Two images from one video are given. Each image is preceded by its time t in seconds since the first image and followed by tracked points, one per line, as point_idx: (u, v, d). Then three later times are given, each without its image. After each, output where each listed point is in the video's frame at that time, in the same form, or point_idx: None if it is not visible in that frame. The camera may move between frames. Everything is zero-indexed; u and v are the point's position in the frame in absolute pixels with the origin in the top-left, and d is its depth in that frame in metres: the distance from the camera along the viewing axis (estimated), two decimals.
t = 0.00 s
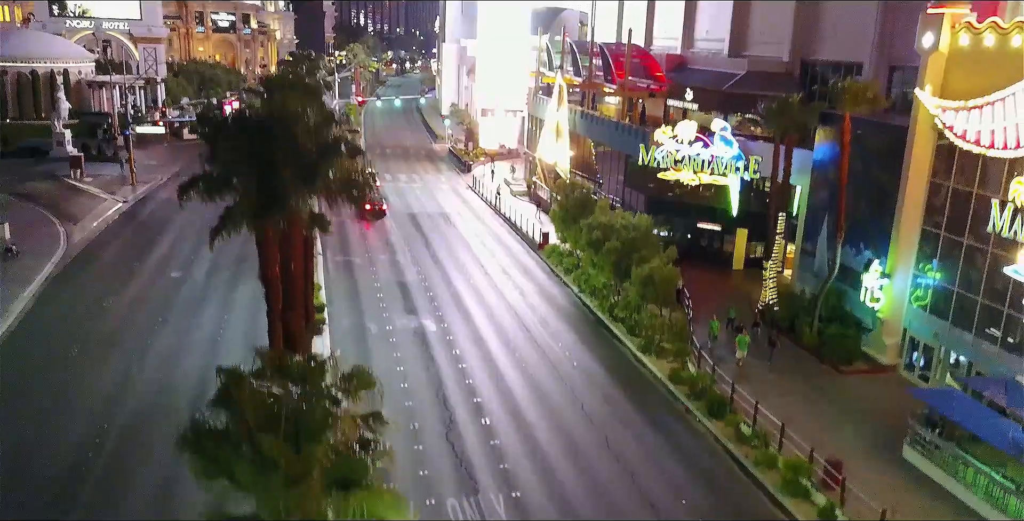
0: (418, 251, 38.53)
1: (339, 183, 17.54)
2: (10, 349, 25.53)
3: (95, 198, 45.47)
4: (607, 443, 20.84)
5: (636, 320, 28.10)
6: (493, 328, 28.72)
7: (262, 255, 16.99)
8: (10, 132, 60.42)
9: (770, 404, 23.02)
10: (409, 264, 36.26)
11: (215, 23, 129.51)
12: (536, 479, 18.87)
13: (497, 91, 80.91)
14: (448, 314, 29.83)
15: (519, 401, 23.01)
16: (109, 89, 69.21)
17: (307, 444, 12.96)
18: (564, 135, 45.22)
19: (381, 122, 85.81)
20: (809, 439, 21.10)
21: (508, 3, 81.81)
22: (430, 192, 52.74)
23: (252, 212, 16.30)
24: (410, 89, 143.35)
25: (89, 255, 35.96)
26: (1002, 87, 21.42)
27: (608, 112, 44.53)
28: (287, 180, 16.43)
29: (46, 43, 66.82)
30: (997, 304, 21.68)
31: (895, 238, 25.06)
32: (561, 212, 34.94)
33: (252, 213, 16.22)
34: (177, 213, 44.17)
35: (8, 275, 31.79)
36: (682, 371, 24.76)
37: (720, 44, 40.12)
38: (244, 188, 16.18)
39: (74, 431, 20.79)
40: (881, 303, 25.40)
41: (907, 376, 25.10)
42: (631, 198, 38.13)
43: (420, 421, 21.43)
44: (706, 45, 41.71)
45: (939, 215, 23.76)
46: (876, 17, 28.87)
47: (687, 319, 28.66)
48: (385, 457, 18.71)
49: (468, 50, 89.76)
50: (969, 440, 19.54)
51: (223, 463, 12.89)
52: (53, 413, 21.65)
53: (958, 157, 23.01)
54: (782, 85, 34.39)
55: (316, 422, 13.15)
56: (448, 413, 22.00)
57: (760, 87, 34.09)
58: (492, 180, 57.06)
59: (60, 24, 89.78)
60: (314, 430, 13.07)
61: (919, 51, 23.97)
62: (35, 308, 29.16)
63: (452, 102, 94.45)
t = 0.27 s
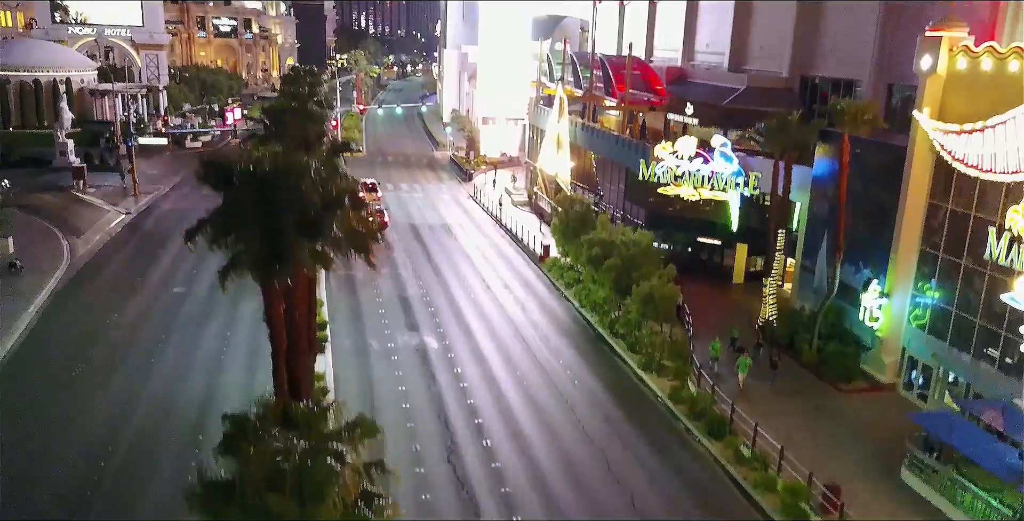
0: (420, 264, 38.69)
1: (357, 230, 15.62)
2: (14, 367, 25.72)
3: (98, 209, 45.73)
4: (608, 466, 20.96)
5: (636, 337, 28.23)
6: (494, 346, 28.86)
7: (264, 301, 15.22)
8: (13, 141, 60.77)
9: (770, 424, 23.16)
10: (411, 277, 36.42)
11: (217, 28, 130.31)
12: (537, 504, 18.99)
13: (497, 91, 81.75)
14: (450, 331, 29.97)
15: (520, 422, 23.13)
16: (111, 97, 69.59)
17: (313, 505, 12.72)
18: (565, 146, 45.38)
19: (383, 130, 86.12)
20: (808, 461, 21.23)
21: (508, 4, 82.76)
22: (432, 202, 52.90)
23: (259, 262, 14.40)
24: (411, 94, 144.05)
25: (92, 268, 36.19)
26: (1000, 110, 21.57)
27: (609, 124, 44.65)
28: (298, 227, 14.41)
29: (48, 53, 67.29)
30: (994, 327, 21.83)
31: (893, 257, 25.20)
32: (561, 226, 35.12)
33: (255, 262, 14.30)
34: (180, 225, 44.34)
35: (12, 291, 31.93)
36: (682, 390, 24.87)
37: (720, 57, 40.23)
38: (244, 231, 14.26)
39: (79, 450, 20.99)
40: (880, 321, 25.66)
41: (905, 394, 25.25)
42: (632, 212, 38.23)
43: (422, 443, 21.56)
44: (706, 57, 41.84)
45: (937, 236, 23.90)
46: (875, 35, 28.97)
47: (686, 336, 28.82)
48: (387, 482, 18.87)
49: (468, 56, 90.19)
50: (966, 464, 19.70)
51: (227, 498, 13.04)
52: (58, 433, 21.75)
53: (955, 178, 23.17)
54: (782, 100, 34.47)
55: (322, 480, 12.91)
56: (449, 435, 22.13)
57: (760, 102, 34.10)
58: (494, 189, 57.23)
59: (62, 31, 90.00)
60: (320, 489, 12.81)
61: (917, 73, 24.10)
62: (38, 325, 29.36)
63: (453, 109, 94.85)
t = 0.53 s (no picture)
0: (421, 277, 38.78)
1: (359, 277, 15.47)
2: (19, 387, 25.89)
3: (101, 221, 45.91)
4: (608, 488, 21.10)
5: (635, 355, 28.33)
6: (495, 363, 28.98)
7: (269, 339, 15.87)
8: (15, 150, 60.94)
9: (769, 445, 23.29)
10: (412, 291, 36.51)
11: (218, 33, 130.51)
12: None
13: (497, 91, 81.86)
14: (450, 348, 30.08)
15: (521, 443, 23.27)
16: (113, 106, 69.83)
17: None
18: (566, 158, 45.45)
19: (385, 137, 86.27)
20: (807, 483, 21.36)
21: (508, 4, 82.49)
22: (434, 212, 53.00)
23: (263, 300, 14.42)
24: (413, 98, 144.38)
25: (95, 283, 36.36)
26: (996, 135, 21.71)
27: (610, 136, 44.71)
28: (300, 276, 14.49)
29: (49, 61, 67.30)
30: (992, 349, 21.98)
31: (891, 277, 25.36)
32: (562, 241, 35.26)
33: (261, 303, 14.38)
34: (182, 238, 44.44)
35: (15, 308, 32.05)
36: (682, 410, 24.99)
37: (720, 70, 40.33)
38: (246, 272, 14.35)
39: (83, 470, 21.12)
40: (878, 341, 25.80)
41: (904, 413, 25.41)
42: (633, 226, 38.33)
43: (423, 465, 21.71)
44: (706, 71, 41.91)
45: (935, 257, 24.02)
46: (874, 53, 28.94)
47: (686, 354, 28.91)
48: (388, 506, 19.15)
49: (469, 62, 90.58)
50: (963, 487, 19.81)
51: None
52: (61, 454, 21.76)
53: (953, 200, 23.28)
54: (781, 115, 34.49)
55: None
56: (451, 456, 22.29)
57: (760, 117, 34.13)
58: (495, 199, 57.36)
59: (64, 38, 90.34)
60: None
61: (915, 96, 24.27)
62: (42, 342, 29.52)
63: (454, 115, 95.16)
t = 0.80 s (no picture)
0: (422, 290, 38.85)
1: (362, 321, 15.62)
2: (23, 407, 26.10)
3: (103, 233, 46.11)
4: (608, 510, 21.18)
5: (635, 372, 28.42)
6: (496, 379, 29.06)
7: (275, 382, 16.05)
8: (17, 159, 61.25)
9: (768, 466, 23.41)
10: (412, 304, 36.56)
11: (219, 37, 130.55)
12: None
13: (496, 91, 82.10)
14: (451, 363, 30.13)
15: (522, 463, 23.37)
16: (115, 114, 70.09)
17: None
18: (566, 169, 45.51)
19: (386, 143, 86.46)
20: (805, 505, 21.46)
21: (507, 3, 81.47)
22: (435, 222, 53.17)
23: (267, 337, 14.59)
24: (413, 102, 144.35)
25: (97, 298, 36.55)
26: (993, 158, 21.82)
27: (610, 148, 44.84)
28: (301, 314, 14.63)
29: (51, 70, 67.31)
30: (989, 372, 22.09)
31: (889, 297, 25.52)
32: (562, 255, 35.40)
33: (266, 342, 14.58)
34: (184, 249, 44.61)
35: (18, 324, 32.25)
36: (681, 429, 25.08)
37: (720, 83, 40.43)
38: (247, 316, 14.54)
39: (85, 492, 21.31)
40: (877, 360, 25.93)
41: (902, 431, 25.57)
42: (633, 240, 38.40)
43: (424, 486, 21.82)
44: (706, 84, 42.06)
45: (932, 277, 24.18)
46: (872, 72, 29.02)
47: (685, 371, 29.07)
48: None
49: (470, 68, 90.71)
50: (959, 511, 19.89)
51: None
52: (62, 481, 21.80)
53: (950, 222, 23.42)
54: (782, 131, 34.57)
55: None
56: (451, 477, 22.40)
57: (759, 133, 34.16)
58: (497, 208, 57.51)
59: (65, 44, 89.55)
60: None
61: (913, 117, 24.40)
62: (45, 360, 29.74)
63: (455, 121, 95.30)
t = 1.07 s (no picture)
0: (423, 303, 38.92)
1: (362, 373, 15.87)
2: (26, 425, 26.23)
3: (106, 244, 46.27)
4: None
5: (636, 389, 28.52)
6: (497, 396, 29.13)
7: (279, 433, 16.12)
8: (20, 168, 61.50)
9: (768, 487, 23.52)
10: (413, 319, 36.63)
11: (220, 42, 130.75)
12: None
13: (495, 91, 83.45)
14: (452, 380, 30.22)
15: (522, 483, 23.49)
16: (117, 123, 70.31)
17: None
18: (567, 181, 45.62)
19: (386, 151, 86.51)
20: None
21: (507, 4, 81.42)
22: (436, 232, 53.26)
23: (268, 376, 14.78)
24: (414, 106, 144.38)
25: (100, 312, 36.70)
26: (991, 181, 21.93)
27: (610, 161, 44.98)
28: (302, 351, 14.79)
29: (52, 79, 67.48)
30: (987, 394, 22.23)
31: (888, 317, 25.63)
32: (562, 269, 35.51)
33: (269, 389, 14.85)
34: (185, 262, 44.74)
35: (21, 340, 32.38)
36: (681, 448, 25.18)
37: (720, 97, 40.59)
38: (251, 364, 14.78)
39: (89, 512, 21.43)
40: (875, 380, 26.09)
41: (901, 450, 25.72)
42: (632, 254, 38.51)
43: (426, 506, 21.93)
44: (706, 96, 42.18)
45: (931, 298, 24.28)
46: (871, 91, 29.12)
47: (685, 388, 29.18)
48: None
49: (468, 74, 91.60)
50: None
51: None
52: (66, 501, 21.92)
53: (949, 244, 23.53)
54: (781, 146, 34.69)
55: None
56: (452, 497, 22.49)
57: (758, 149, 34.20)
58: (498, 218, 57.61)
59: (66, 51, 90.50)
60: None
61: (912, 138, 24.53)
62: (48, 377, 29.87)
63: (455, 127, 95.33)
